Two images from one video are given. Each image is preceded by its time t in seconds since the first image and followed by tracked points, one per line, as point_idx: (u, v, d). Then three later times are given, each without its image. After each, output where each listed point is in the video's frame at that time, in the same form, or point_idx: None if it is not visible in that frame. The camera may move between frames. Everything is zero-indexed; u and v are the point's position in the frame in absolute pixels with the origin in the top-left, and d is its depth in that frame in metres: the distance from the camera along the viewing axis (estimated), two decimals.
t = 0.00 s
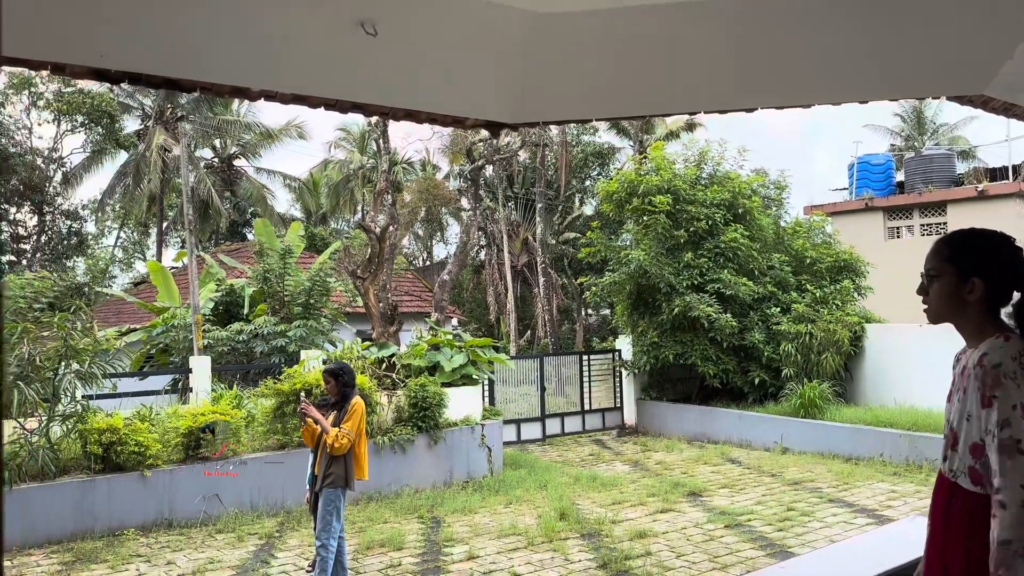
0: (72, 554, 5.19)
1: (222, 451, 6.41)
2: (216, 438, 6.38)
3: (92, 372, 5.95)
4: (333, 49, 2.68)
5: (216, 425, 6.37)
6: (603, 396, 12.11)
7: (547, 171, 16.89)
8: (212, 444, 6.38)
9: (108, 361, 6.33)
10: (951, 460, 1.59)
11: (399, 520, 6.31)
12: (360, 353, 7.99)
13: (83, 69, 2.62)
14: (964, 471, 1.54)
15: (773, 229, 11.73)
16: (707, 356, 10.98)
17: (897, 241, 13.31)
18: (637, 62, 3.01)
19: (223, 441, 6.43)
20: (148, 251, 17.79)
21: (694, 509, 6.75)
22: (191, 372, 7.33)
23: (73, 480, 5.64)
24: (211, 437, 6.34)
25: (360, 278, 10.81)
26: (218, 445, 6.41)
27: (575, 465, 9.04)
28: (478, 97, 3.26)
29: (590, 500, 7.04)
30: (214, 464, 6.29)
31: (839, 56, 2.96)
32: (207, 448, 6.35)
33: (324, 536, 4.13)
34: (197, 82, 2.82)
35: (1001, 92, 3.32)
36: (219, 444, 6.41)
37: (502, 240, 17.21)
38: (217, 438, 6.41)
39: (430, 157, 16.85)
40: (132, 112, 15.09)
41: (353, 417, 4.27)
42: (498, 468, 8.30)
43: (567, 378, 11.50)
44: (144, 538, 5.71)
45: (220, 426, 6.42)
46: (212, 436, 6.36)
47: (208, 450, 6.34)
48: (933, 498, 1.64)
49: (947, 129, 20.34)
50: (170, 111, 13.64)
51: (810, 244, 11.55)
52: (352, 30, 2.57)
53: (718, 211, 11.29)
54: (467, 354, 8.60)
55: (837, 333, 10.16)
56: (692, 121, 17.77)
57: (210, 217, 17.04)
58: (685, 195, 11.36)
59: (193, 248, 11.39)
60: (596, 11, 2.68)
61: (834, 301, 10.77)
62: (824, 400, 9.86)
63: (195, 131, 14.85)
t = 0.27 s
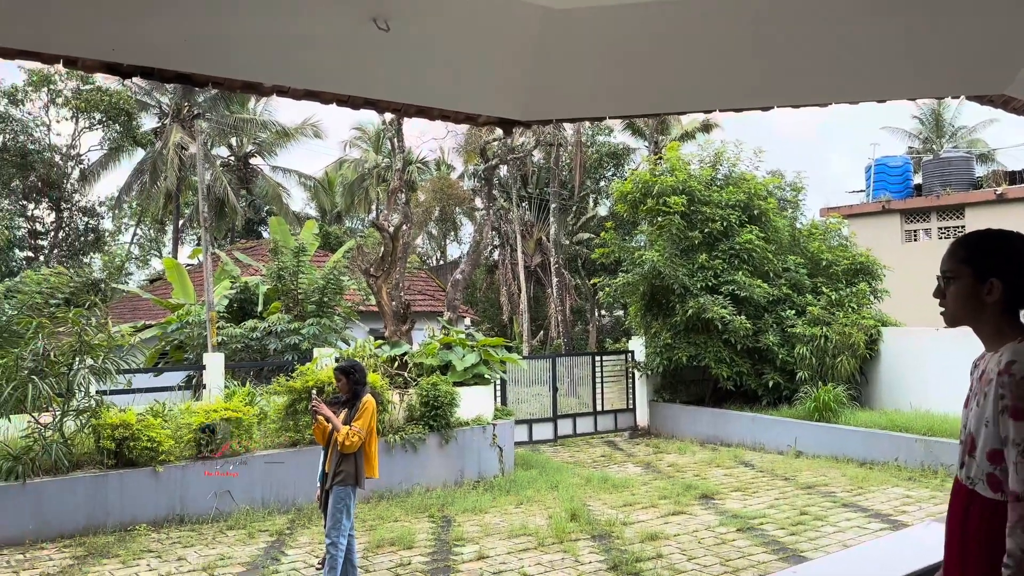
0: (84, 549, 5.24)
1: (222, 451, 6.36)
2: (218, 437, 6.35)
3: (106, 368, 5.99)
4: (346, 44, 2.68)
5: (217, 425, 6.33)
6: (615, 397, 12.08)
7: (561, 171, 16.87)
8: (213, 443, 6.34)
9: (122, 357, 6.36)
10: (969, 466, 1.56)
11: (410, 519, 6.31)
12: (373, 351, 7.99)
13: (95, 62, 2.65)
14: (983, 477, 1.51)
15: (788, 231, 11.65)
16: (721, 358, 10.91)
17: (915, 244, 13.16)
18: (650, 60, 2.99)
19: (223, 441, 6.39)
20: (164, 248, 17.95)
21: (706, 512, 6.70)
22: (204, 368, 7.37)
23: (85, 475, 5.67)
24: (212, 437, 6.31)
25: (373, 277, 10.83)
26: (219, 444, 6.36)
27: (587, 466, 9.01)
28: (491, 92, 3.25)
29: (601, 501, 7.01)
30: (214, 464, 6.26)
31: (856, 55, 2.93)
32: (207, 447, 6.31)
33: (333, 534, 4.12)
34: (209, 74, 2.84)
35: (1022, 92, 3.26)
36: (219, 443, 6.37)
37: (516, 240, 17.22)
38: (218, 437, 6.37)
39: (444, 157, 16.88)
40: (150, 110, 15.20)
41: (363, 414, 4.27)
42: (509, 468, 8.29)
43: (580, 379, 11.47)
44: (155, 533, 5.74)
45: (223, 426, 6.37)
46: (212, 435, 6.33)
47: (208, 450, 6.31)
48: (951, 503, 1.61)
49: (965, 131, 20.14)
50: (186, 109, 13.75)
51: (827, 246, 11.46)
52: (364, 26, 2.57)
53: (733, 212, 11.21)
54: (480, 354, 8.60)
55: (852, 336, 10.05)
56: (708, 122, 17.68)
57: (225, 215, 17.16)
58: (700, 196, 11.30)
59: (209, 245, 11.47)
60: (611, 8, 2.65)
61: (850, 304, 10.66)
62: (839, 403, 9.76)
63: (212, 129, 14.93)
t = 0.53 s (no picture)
0: (96, 543, 5.28)
1: (223, 451, 6.32)
2: (218, 438, 6.32)
3: (118, 362, 6.02)
4: (358, 38, 2.73)
5: (217, 425, 6.30)
6: (626, 396, 12.05)
7: (573, 169, 16.84)
8: (213, 444, 6.30)
9: (134, 352, 6.39)
10: (987, 470, 1.53)
11: (420, 516, 6.32)
12: (384, 349, 8.00)
13: (108, 56, 2.65)
14: (1002, 482, 1.48)
15: (802, 231, 11.56)
16: (733, 358, 10.84)
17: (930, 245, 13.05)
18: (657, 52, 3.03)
19: (224, 441, 6.34)
20: (178, 244, 18.06)
21: (718, 513, 6.66)
22: (216, 364, 7.40)
23: (97, 469, 5.72)
24: (212, 437, 6.29)
25: (384, 274, 10.84)
26: (219, 445, 6.32)
27: (598, 465, 8.99)
28: (499, 80, 3.31)
29: (612, 501, 6.99)
30: (214, 464, 6.23)
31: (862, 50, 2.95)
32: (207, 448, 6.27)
33: (343, 530, 4.13)
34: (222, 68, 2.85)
35: None
36: (220, 444, 6.32)
37: (527, 238, 17.22)
38: (219, 438, 6.33)
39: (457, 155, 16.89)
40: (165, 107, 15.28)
41: (374, 411, 4.27)
42: (519, 467, 8.28)
43: (591, 378, 11.44)
44: (166, 528, 5.77)
45: (224, 426, 6.35)
46: (213, 436, 6.30)
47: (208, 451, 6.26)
48: (967, 508, 1.59)
49: (982, 132, 19.95)
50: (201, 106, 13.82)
51: (841, 247, 11.37)
52: (377, 22, 2.63)
53: (747, 212, 11.15)
54: (491, 351, 8.58)
55: (866, 337, 9.96)
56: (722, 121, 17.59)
57: (239, 211, 17.26)
58: (714, 195, 11.24)
59: (222, 242, 11.52)
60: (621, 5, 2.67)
61: (864, 305, 10.58)
62: (852, 405, 9.68)
63: (226, 126, 14.98)
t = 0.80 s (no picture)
0: (107, 535, 5.32)
1: (223, 451, 6.27)
2: (219, 438, 6.30)
3: (131, 356, 6.06)
4: (364, 29, 2.85)
5: (216, 425, 6.32)
6: (637, 393, 12.02)
7: (586, 166, 16.81)
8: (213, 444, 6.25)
9: (147, 346, 6.43)
10: (1001, 473, 1.53)
11: (429, 511, 6.33)
12: (395, 344, 8.01)
13: (116, 48, 2.86)
14: (1018, 483, 1.48)
15: (816, 229, 11.49)
16: (745, 356, 10.79)
17: (945, 243, 12.90)
18: (656, 45, 3.11)
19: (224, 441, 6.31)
20: (191, 239, 18.17)
21: (728, 511, 6.64)
22: (228, 358, 7.45)
23: (108, 461, 5.77)
24: (212, 437, 6.27)
25: (395, 270, 10.86)
26: (219, 445, 6.27)
27: (607, 462, 8.98)
28: (505, 73, 3.40)
29: (621, 498, 6.99)
30: (214, 464, 6.22)
31: (864, 42, 2.98)
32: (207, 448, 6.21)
33: (352, 525, 4.13)
34: (226, 57, 3.05)
35: None
36: (220, 443, 6.29)
37: (539, 235, 17.24)
38: (219, 438, 6.31)
39: (469, 151, 16.89)
40: (179, 102, 15.35)
41: (383, 406, 4.28)
42: (529, 463, 8.28)
43: (601, 375, 11.41)
44: (177, 521, 5.81)
45: (221, 426, 6.34)
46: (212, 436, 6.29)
47: (209, 451, 6.21)
48: (981, 511, 1.58)
49: (999, 130, 19.74)
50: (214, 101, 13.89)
51: (855, 245, 11.28)
52: (385, 13, 2.71)
53: (759, 209, 11.09)
54: (501, 348, 8.55)
55: (880, 335, 9.87)
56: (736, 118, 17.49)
57: (252, 206, 17.34)
58: (726, 191, 11.20)
59: (235, 237, 11.58)
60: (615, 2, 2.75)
61: (877, 303, 10.49)
62: (864, 404, 9.60)
63: (239, 121, 15.03)
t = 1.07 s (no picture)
0: (120, 526, 5.36)
1: (223, 450, 6.23)
2: (219, 438, 6.25)
3: (143, 350, 6.11)
4: (374, 21, 2.84)
5: (217, 425, 6.28)
6: (648, 388, 11.98)
7: (597, 161, 16.75)
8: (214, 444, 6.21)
9: (160, 339, 6.47)
10: (1017, 471, 1.51)
11: (439, 505, 6.35)
12: (405, 339, 8.02)
13: (126, 40, 2.86)
14: None
15: (829, 224, 11.38)
16: (757, 352, 10.73)
17: (960, 239, 12.76)
18: (668, 38, 3.09)
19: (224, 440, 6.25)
20: (204, 233, 18.28)
21: (739, 507, 6.61)
22: (240, 352, 7.49)
23: (121, 454, 5.82)
24: (213, 438, 6.23)
25: (406, 264, 10.87)
26: (219, 444, 6.23)
27: (618, 458, 8.96)
28: (516, 66, 3.38)
29: (632, 493, 6.98)
30: (214, 464, 6.20)
31: (880, 34, 2.94)
32: (207, 448, 6.17)
33: (362, 518, 4.16)
34: (236, 50, 3.05)
35: None
36: (220, 443, 6.24)
37: (550, 230, 17.21)
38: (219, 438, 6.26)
39: (480, 145, 16.86)
40: (192, 97, 15.41)
41: (392, 400, 4.29)
42: (540, 458, 8.28)
43: (612, 370, 11.38)
44: (189, 514, 5.85)
45: (222, 427, 6.31)
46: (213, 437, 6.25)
47: (209, 451, 6.18)
48: (996, 509, 1.56)
49: (1017, 125, 19.51)
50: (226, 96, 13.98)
51: (869, 240, 11.18)
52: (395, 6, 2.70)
53: (772, 204, 10.99)
54: (512, 342, 8.56)
55: (893, 332, 9.77)
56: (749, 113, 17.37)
57: (264, 201, 17.42)
58: (739, 186, 11.12)
59: (247, 231, 11.62)
60: None
61: (891, 299, 10.39)
62: (878, 400, 9.53)
63: (252, 116, 15.09)
